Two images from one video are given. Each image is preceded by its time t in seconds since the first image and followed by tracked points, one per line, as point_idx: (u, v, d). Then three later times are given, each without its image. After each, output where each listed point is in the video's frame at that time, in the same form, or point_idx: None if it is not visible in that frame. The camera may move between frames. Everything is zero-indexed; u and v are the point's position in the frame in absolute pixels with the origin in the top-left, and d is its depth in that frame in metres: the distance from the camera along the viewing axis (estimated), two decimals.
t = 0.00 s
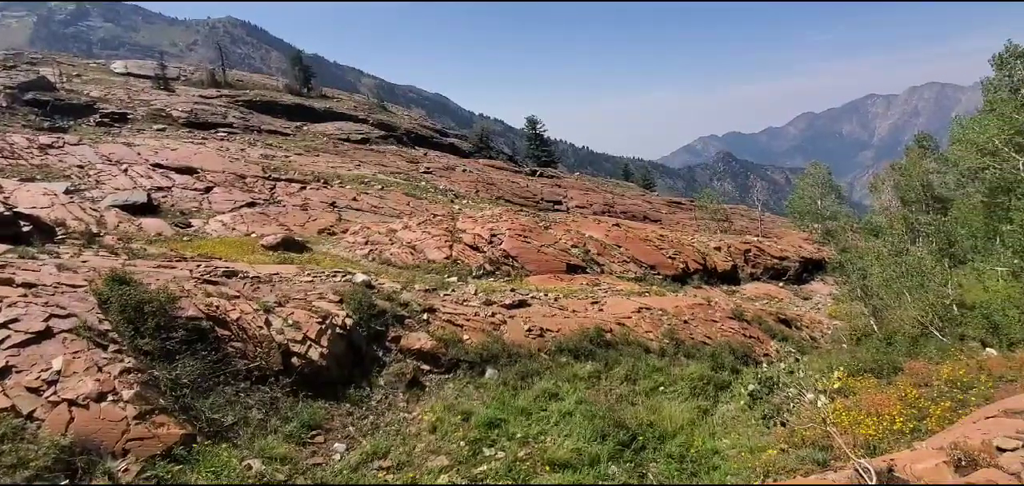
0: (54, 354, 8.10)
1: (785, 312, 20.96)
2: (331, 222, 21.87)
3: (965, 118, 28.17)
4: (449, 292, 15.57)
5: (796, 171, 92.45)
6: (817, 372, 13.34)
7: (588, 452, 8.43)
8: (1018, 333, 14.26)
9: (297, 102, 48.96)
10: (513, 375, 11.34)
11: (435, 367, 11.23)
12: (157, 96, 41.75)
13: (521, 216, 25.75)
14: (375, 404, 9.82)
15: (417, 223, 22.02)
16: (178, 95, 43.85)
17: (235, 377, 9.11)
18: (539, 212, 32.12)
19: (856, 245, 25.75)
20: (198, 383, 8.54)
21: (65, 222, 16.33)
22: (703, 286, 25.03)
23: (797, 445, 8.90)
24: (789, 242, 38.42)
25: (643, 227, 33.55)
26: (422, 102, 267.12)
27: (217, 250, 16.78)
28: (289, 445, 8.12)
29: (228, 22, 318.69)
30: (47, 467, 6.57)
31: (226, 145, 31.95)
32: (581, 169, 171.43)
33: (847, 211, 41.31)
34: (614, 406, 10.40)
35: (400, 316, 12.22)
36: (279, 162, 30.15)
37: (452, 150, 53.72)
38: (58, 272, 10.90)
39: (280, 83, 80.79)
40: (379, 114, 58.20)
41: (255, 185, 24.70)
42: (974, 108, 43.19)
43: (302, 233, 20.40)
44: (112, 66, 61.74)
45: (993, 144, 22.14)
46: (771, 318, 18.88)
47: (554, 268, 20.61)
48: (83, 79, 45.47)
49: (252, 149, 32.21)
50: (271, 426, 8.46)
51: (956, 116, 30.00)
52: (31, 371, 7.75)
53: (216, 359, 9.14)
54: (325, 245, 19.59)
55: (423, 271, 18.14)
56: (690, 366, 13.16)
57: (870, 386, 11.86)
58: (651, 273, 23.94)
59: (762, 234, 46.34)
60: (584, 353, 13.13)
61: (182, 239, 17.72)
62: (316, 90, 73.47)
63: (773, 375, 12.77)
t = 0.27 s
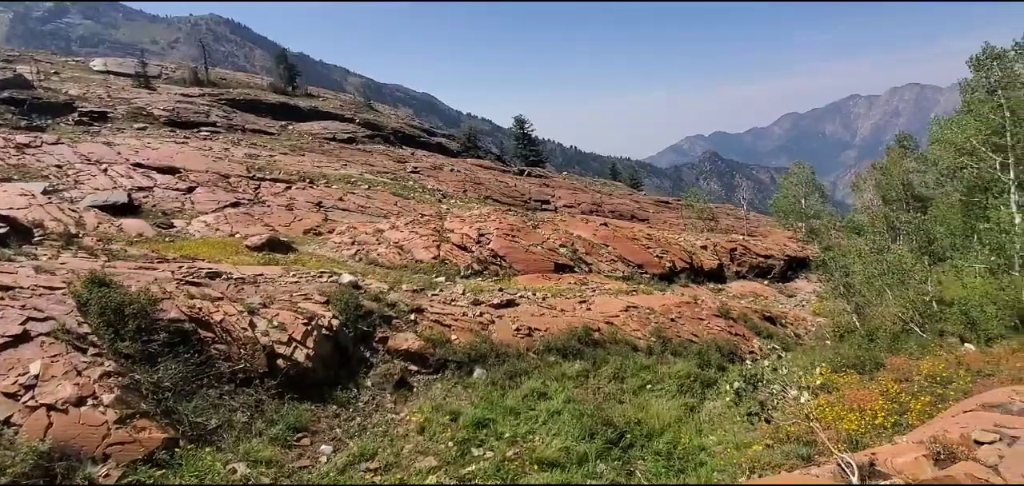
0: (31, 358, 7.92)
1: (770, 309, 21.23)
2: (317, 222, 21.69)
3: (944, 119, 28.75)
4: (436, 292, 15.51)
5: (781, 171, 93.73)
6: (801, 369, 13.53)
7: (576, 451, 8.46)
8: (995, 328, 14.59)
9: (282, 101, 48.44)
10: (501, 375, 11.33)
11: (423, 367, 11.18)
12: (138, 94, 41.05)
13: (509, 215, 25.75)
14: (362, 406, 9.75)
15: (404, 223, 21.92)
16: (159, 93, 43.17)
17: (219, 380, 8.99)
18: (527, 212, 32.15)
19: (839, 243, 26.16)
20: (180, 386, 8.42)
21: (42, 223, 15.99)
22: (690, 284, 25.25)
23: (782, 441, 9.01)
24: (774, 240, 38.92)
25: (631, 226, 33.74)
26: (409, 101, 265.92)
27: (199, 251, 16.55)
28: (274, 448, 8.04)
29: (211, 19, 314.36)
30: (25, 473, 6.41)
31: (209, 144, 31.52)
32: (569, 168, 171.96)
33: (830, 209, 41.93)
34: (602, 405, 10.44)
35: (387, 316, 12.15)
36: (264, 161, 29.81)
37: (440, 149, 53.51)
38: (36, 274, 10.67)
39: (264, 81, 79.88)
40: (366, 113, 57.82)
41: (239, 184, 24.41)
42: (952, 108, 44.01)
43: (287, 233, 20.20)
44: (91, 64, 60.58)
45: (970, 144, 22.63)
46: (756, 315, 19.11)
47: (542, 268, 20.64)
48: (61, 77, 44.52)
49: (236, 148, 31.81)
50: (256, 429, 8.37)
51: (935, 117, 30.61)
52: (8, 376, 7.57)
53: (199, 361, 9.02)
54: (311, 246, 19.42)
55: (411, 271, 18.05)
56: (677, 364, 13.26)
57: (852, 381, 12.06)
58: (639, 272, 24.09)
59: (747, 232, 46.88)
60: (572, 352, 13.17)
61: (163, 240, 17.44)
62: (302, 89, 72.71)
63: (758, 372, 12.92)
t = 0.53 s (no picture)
0: (5, 365, 7.74)
1: (755, 309, 21.50)
2: (301, 224, 21.46)
3: (922, 122, 29.34)
4: (423, 294, 15.44)
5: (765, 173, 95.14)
6: (785, 368, 13.71)
7: (563, 452, 8.47)
8: (972, 326, 14.93)
9: (266, 101, 47.89)
10: (488, 377, 11.31)
11: (409, 370, 11.12)
12: (117, 94, 40.29)
13: (496, 217, 25.72)
14: (348, 410, 9.66)
15: (390, 225, 21.78)
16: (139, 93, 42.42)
17: (200, 385, 8.86)
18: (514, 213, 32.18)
19: (821, 243, 26.57)
20: (160, 393, 8.29)
21: (17, 226, 15.62)
22: (676, 285, 25.46)
23: (766, 439, 9.12)
24: (758, 240, 39.41)
25: (617, 226, 33.92)
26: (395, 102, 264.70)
27: (180, 254, 16.29)
28: (257, 454, 7.93)
29: (193, 18, 309.98)
30: None
31: (190, 145, 31.04)
32: (557, 169, 172.46)
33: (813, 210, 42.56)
34: (588, 406, 10.46)
35: (372, 319, 12.06)
36: (247, 162, 29.44)
37: (426, 150, 53.31)
38: (10, 279, 10.42)
39: (247, 81, 78.90)
40: (351, 113, 57.39)
41: (221, 186, 24.07)
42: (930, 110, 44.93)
43: (271, 235, 19.97)
44: (68, 62, 59.33)
45: (947, 145, 23.12)
46: (741, 315, 19.33)
47: (529, 269, 20.65)
48: (36, 76, 43.55)
49: (218, 149, 31.36)
50: (238, 435, 8.26)
51: (914, 119, 31.25)
52: None
53: (180, 367, 8.88)
54: (295, 248, 19.22)
55: (397, 274, 17.95)
56: (663, 364, 13.36)
57: (835, 380, 12.25)
58: (625, 273, 24.22)
59: (732, 233, 47.43)
60: (559, 353, 13.19)
61: (143, 243, 17.13)
62: (286, 89, 71.92)
63: (743, 372, 13.06)
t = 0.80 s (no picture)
0: None
1: (735, 308, 21.81)
2: (280, 233, 21.15)
3: (891, 121, 30.13)
4: (405, 302, 15.31)
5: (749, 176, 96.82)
6: (766, 366, 13.90)
7: (549, 457, 8.45)
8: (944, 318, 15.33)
9: (241, 109, 47.16)
10: (473, 384, 11.24)
11: (392, 379, 11.00)
12: (85, 104, 39.30)
13: (478, 222, 25.67)
14: (329, 422, 9.51)
15: (371, 232, 21.59)
16: (109, 102, 41.44)
17: (175, 402, 8.66)
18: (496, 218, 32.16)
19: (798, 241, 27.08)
20: (134, 411, 8.07)
21: None
22: (658, 285, 25.70)
23: (748, 437, 9.22)
24: (737, 240, 40.02)
25: (599, 229, 34.12)
26: (374, 108, 263.07)
27: (154, 267, 15.92)
28: (236, 471, 7.75)
29: (164, 25, 304.30)
30: None
31: (163, 155, 30.40)
32: (538, 173, 173.03)
33: (789, 209, 43.39)
34: (574, 409, 10.47)
35: (354, 329, 11.92)
36: (222, 171, 28.93)
37: (406, 156, 53.04)
38: None
39: (221, 89, 77.60)
40: (329, 120, 56.81)
41: (195, 196, 23.60)
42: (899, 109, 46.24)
43: (248, 245, 19.64)
44: (32, 72, 57.66)
45: (916, 144, 23.80)
46: (722, 314, 19.57)
47: (512, 273, 20.64)
48: None
49: (192, 158, 30.78)
50: (216, 452, 8.06)
51: (883, 119, 32.12)
52: None
53: (154, 384, 8.66)
54: (273, 258, 18.93)
55: (378, 282, 17.79)
56: (647, 365, 13.44)
57: (814, 375, 12.46)
58: (608, 275, 24.36)
59: (712, 233, 48.13)
60: (544, 358, 13.18)
61: (114, 256, 16.70)
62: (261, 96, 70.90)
63: (725, 371, 13.21)
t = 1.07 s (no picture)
0: None
1: (708, 313, 22.16)
2: (246, 250, 20.61)
3: (849, 128, 31.31)
4: (377, 317, 15.04)
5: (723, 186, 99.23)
6: (739, 369, 14.11)
7: (528, 469, 8.34)
8: (905, 317, 15.77)
9: (205, 123, 46.04)
10: (449, 398, 11.07)
11: (365, 397, 10.75)
12: (38, 119, 37.77)
13: (452, 233, 25.52)
14: (301, 444, 9.20)
15: (342, 247, 21.23)
16: (64, 117, 39.94)
17: (135, 429, 8.26)
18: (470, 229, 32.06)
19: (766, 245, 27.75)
20: (91, 439, 7.65)
21: None
22: (632, 293, 25.94)
23: (724, 441, 9.30)
24: (708, 246, 40.83)
25: (573, 238, 34.35)
26: (345, 120, 260.53)
27: (112, 288, 15.27)
28: None
29: (124, 38, 296.13)
30: None
31: (122, 171, 29.38)
32: (511, 183, 173.68)
33: (756, 214, 44.53)
34: (551, 420, 10.40)
35: (324, 347, 11.65)
36: (186, 187, 28.11)
37: (378, 168, 52.56)
38: None
39: (184, 103, 75.71)
40: (297, 133, 55.95)
41: (157, 213, 22.83)
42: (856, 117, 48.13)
43: (213, 263, 19.05)
44: None
45: (873, 150, 24.77)
46: (695, 320, 19.85)
47: (487, 285, 20.54)
48: None
49: (153, 174, 29.82)
50: (182, 479, 7.65)
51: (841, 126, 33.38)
52: None
53: (112, 411, 8.26)
54: (240, 275, 18.40)
55: (350, 297, 17.46)
56: (623, 373, 13.49)
57: (785, 377, 12.70)
58: (583, 284, 24.48)
59: (683, 239, 48.98)
60: (520, 369, 13.09)
61: (69, 278, 15.97)
62: (226, 110, 69.41)
63: (700, 376, 13.36)
